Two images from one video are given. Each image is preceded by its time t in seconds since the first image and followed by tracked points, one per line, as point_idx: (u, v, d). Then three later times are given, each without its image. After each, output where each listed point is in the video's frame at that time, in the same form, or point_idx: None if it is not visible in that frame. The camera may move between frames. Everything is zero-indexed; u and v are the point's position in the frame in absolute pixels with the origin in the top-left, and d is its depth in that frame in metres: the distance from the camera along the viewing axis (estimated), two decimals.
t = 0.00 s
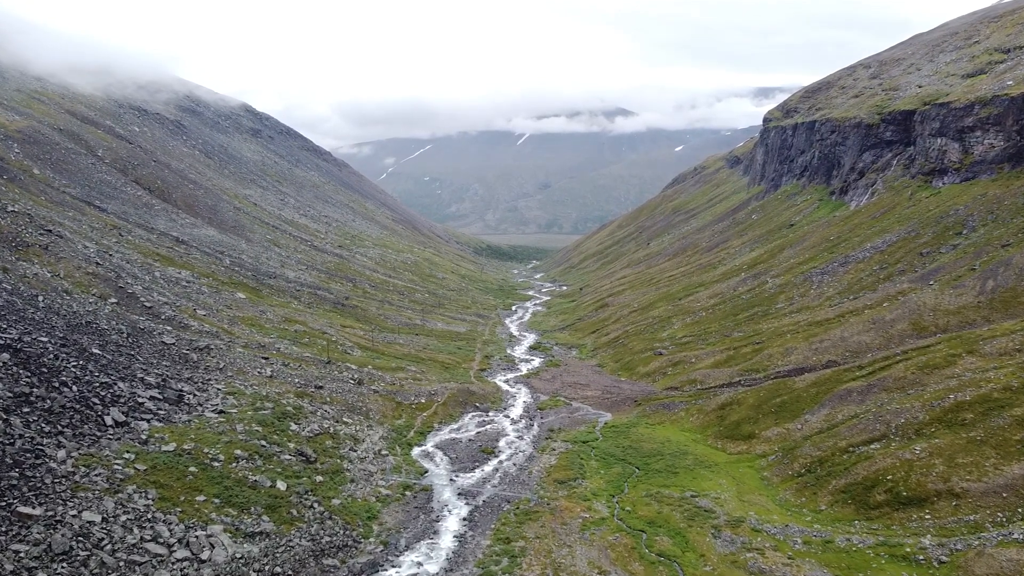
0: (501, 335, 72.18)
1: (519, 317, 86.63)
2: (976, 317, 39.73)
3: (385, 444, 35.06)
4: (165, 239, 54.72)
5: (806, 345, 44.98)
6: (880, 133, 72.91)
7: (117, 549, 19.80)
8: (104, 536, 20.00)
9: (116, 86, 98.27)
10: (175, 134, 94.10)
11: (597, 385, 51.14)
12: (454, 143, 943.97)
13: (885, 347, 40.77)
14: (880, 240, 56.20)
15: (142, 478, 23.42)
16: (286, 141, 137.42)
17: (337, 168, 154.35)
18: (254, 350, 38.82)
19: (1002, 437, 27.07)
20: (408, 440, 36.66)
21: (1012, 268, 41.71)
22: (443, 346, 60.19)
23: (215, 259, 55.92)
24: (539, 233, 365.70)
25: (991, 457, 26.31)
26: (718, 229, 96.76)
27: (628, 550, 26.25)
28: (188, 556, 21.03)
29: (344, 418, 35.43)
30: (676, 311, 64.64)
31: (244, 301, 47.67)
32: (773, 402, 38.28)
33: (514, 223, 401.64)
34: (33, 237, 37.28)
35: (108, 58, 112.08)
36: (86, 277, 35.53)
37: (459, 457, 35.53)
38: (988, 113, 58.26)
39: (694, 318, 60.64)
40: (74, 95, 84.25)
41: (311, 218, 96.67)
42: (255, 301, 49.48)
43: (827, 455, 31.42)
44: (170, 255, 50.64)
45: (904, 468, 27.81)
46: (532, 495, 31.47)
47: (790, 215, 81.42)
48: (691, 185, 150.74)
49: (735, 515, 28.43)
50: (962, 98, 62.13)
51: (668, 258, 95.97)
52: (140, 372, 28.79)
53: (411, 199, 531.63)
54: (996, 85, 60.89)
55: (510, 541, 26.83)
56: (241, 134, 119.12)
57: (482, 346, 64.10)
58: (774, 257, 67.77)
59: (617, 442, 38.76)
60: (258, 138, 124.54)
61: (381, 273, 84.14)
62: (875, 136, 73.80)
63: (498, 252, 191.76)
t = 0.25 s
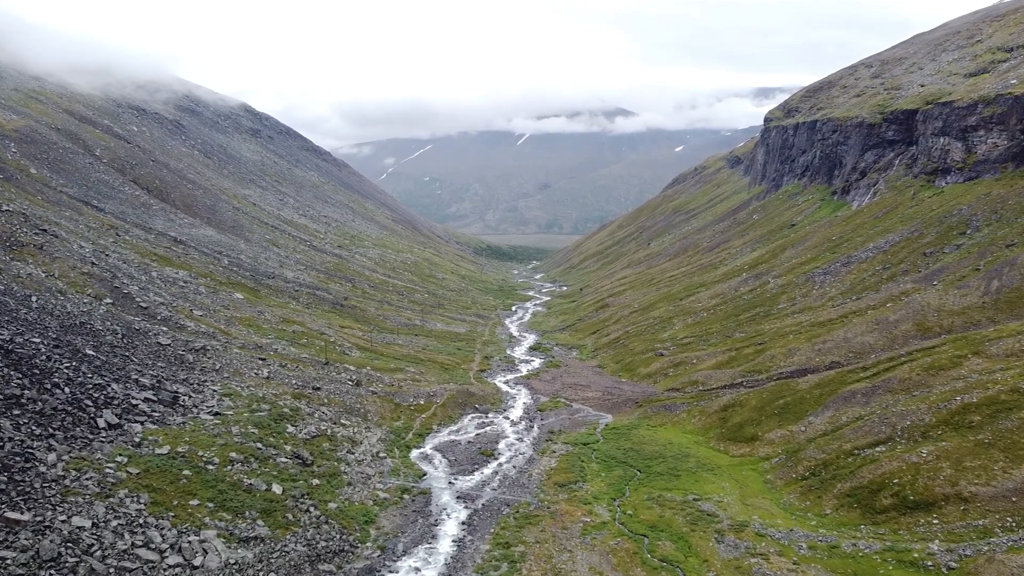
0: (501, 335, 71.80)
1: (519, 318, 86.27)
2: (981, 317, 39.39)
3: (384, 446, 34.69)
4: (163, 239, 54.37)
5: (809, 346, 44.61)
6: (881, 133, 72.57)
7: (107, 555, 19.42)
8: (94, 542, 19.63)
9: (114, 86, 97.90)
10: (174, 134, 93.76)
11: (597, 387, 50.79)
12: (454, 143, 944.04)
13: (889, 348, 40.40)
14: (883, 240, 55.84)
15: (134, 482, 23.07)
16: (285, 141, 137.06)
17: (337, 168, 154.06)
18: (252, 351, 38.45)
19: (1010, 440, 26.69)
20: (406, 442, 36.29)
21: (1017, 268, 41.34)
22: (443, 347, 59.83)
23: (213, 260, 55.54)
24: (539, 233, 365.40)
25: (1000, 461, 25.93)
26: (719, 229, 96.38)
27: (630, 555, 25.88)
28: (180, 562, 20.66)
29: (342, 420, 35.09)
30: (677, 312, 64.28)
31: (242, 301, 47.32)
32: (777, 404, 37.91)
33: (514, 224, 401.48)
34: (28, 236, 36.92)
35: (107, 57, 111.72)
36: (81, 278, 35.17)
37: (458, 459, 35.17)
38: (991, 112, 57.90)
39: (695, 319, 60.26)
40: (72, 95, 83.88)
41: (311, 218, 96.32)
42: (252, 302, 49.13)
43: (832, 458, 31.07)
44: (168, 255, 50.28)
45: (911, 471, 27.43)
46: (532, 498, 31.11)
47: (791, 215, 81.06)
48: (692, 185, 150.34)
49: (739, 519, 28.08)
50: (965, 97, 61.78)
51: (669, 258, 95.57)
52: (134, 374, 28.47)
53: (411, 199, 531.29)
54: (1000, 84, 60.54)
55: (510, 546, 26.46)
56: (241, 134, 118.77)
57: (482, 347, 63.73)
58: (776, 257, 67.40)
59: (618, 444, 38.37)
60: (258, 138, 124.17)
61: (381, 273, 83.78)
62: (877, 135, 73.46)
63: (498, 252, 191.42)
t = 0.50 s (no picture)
0: (501, 336, 71.50)
1: (519, 318, 85.96)
2: (984, 318, 39.11)
3: (382, 448, 34.38)
4: (161, 239, 54.06)
5: (812, 346, 44.31)
6: (883, 133, 72.28)
7: (98, 560, 19.07)
8: (85, 547, 19.28)
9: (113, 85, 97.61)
10: (173, 134, 93.44)
11: (598, 388, 50.47)
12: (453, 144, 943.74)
13: (892, 348, 40.11)
14: (885, 241, 55.54)
15: (128, 485, 22.74)
16: (285, 141, 136.77)
17: (336, 168, 153.78)
18: (249, 352, 38.14)
19: (1018, 443, 26.39)
20: (405, 444, 35.98)
21: (1021, 268, 41.05)
22: (442, 348, 59.51)
23: (211, 260, 55.22)
24: (539, 234, 365.11)
25: (1007, 464, 25.64)
26: (720, 229, 96.07)
27: (632, 559, 25.58)
28: (173, 568, 20.31)
29: (340, 422, 34.78)
30: (677, 312, 63.98)
31: (240, 301, 47.02)
32: (779, 405, 37.61)
33: (514, 224, 401.24)
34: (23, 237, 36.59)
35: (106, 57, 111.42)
36: (76, 279, 34.84)
37: (457, 461, 34.86)
38: (994, 111, 57.62)
39: (696, 319, 59.95)
40: (70, 94, 83.53)
41: (310, 218, 96.03)
42: (251, 302, 48.84)
43: (835, 460, 30.78)
44: (165, 255, 49.96)
45: (917, 474, 27.14)
46: (532, 501, 30.81)
47: (791, 214, 80.77)
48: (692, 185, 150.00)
49: (741, 523, 27.76)
50: (967, 96, 61.52)
51: (670, 259, 95.26)
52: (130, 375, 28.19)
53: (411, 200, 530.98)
54: (1002, 83, 60.28)
55: (510, 550, 26.14)
56: (240, 134, 118.44)
57: (482, 348, 63.42)
58: (777, 258, 67.08)
59: (619, 446, 38.08)
60: (257, 138, 123.89)
61: (381, 274, 83.48)
62: (878, 135, 73.17)
63: (498, 253, 191.17)
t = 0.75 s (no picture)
0: (501, 336, 71.15)
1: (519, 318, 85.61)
2: (990, 318, 38.75)
3: (379, 450, 34.00)
4: (158, 238, 53.66)
5: (815, 347, 43.94)
6: (886, 132, 71.94)
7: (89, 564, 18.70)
8: (74, 553, 18.90)
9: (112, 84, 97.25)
10: (173, 134, 93.18)
11: (598, 388, 50.10)
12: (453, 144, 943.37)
13: (897, 349, 39.74)
14: (888, 240, 55.19)
15: (120, 488, 22.41)
16: (284, 141, 136.42)
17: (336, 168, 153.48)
18: (246, 353, 37.74)
19: None
20: (403, 445, 35.61)
21: None
22: (441, 348, 59.15)
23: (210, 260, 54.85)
24: (539, 234, 364.78)
25: (1017, 467, 25.33)
26: (721, 229, 95.71)
27: (633, 564, 25.21)
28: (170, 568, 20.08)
29: (337, 423, 34.41)
30: (678, 313, 63.64)
31: (238, 302, 46.63)
32: (782, 407, 37.28)
33: (514, 224, 400.89)
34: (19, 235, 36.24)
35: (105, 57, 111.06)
36: (73, 278, 34.50)
37: (456, 464, 34.48)
38: (997, 111, 57.41)
39: (697, 319, 59.59)
40: (69, 93, 83.19)
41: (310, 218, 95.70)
42: (248, 302, 48.49)
43: (840, 463, 30.47)
44: (162, 255, 49.58)
45: (924, 477, 26.83)
46: (532, 505, 30.42)
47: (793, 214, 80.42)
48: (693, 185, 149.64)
49: (745, 526, 27.45)
50: (971, 94, 61.17)
51: (671, 259, 94.92)
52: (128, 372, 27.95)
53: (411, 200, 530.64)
54: (1006, 82, 59.94)
55: (509, 555, 25.77)
56: (239, 133, 118.13)
57: (481, 348, 63.05)
58: (778, 258, 66.73)
59: (620, 448, 37.71)
60: (256, 137, 123.56)
61: (380, 274, 83.14)
62: (881, 134, 72.80)
63: (498, 253, 190.85)
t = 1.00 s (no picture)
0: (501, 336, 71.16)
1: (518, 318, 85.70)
2: (996, 318, 39.02)
3: (379, 452, 33.95)
4: (156, 238, 53.50)
5: (820, 347, 44.12)
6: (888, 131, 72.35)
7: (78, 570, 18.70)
8: (63, 558, 18.94)
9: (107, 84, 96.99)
10: (169, 132, 92.89)
11: (600, 389, 50.19)
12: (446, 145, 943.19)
13: (902, 349, 39.97)
14: (886, 242, 55.55)
15: (112, 492, 22.50)
16: (280, 140, 136.27)
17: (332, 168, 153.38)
18: (244, 354, 37.66)
19: None
20: (402, 447, 35.56)
21: None
22: (441, 349, 59.18)
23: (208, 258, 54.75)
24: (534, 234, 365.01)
25: None
26: (718, 229, 96.05)
27: (635, 569, 25.33)
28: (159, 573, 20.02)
29: (335, 425, 34.34)
30: (678, 313, 63.82)
31: (238, 301, 46.59)
32: (786, 407, 37.70)
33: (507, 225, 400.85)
34: (18, 233, 36.06)
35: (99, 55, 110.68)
36: (74, 277, 34.48)
37: (455, 466, 34.45)
38: (994, 113, 58.19)
39: (697, 319, 59.81)
40: (65, 92, 82.91)
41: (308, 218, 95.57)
42: (248, 303, 48.44)
43: (845, 464, 31.02)
44: (161, 255, 49.46)
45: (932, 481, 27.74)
46: (530, 508, 30.43)
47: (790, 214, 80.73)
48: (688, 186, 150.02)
49: (747, 530, 27.62)
50: (974, 94, 61.60)
51: (668, 259, 95.18)
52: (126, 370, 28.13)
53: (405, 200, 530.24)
54: (1008, 82, 60.35)
55: (508, 560, 25.85)
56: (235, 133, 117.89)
57: (481, 348, 63.08)
58: (777, 259, 67.02)
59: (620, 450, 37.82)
60: (253, 136, 123.32)
61: (380, 274, 83.06)
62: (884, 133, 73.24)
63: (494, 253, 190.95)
